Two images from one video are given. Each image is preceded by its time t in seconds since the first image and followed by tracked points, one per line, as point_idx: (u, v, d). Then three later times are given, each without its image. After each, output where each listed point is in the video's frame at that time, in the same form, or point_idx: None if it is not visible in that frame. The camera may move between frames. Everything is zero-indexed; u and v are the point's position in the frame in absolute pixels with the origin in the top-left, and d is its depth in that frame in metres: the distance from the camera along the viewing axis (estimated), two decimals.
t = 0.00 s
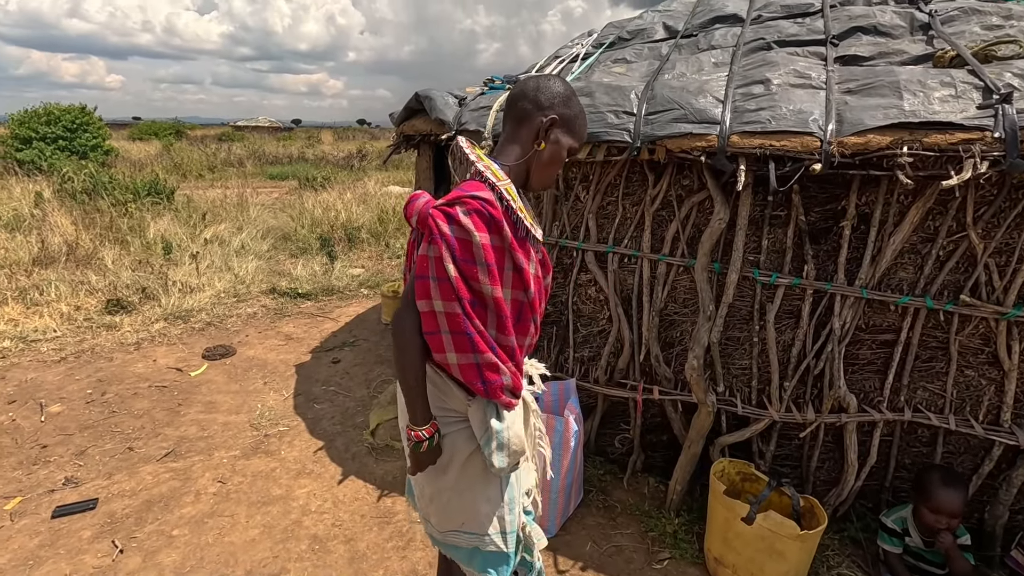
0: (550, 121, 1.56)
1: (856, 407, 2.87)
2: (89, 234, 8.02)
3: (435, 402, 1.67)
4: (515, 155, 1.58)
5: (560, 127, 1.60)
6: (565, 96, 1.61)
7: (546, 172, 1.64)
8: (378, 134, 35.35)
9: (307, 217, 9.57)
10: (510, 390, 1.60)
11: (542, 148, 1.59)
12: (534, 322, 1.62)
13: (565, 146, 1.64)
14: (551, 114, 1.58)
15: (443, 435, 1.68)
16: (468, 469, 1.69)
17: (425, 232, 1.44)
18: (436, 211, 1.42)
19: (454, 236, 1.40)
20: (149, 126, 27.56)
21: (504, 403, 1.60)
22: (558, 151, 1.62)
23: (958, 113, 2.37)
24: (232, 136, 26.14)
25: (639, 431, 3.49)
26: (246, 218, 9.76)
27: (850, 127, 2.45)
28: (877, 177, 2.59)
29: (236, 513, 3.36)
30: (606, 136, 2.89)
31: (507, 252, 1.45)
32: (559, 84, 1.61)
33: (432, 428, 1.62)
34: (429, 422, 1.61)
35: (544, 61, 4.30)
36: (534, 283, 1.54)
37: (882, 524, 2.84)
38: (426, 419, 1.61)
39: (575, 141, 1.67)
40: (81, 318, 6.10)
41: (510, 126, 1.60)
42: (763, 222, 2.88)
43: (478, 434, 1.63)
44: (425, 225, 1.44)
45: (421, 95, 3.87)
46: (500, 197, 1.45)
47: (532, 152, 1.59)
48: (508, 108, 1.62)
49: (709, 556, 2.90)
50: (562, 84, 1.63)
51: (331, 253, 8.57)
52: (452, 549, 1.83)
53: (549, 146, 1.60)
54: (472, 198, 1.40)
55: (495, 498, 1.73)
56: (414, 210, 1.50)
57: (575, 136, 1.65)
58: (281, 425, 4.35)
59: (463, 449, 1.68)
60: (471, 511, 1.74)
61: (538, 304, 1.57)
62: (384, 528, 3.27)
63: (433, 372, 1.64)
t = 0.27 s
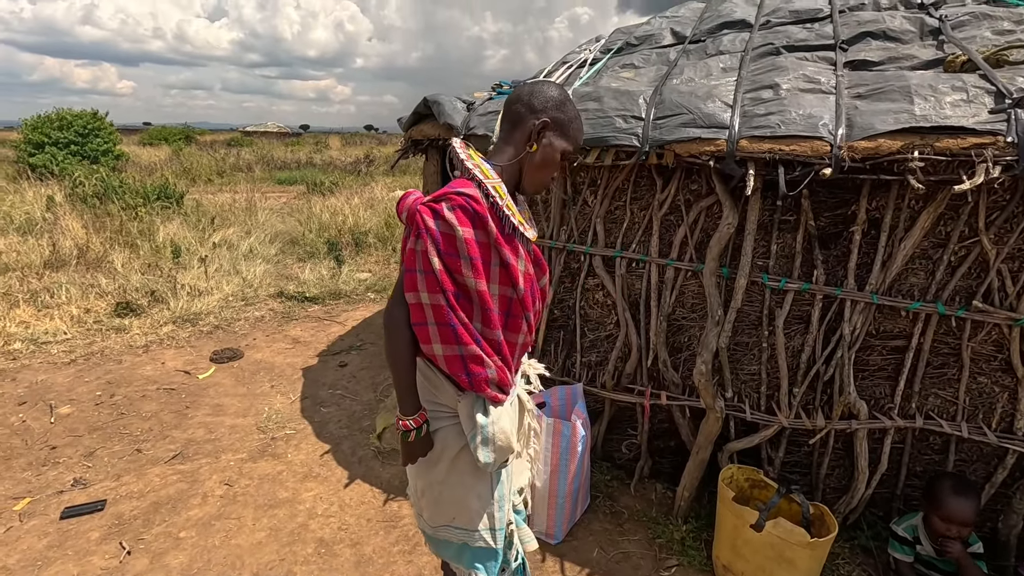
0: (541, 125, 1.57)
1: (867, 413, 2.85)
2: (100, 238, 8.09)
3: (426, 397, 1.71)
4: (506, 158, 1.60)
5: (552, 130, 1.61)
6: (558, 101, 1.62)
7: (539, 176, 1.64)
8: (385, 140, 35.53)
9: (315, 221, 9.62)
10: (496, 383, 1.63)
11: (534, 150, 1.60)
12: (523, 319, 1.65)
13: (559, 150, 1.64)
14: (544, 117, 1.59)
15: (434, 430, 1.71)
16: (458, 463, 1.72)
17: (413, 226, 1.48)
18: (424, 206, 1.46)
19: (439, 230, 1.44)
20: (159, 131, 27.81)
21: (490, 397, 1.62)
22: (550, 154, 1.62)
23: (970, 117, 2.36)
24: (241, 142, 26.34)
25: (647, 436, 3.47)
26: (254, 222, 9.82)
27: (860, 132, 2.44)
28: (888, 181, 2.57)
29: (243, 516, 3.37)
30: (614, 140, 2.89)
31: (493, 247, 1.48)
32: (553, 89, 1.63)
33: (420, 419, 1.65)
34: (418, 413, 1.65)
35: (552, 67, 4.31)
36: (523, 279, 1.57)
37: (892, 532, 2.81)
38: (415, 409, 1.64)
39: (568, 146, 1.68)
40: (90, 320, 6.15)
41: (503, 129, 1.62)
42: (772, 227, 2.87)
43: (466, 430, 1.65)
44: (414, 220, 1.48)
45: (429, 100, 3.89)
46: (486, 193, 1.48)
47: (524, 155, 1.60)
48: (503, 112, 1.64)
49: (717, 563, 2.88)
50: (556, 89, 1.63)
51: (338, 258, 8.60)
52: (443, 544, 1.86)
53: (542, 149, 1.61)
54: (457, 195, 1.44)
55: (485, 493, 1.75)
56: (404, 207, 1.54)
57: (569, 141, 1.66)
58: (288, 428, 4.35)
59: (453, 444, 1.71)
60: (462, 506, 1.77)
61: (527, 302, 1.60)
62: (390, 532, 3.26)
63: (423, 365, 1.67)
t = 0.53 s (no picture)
0: (532, 124, 1.57)
1: (872, 418, 2.83)
2: (107, 240, 8.14)
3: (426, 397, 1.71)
4: (499, 159, 1.62)
5: (546, 129, 1.60)
6: (551, 101, 1.61)
7: (535, 176, 1.64)
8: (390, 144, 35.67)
9: (320, 224, 9.65)
10: (494, 380, 1.63)
11: (526, 150, 1.60)
12: (520, 317, 1.65)
13: (554, 150, 1.63)
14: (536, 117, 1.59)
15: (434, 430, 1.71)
16: (460, 463, 1.72)
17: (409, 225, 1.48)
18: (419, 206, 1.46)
19: (435, 229, 1.44)
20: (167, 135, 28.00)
21: (488, 394, 1.62)
22: (543, 154, 1.61)
23: (976, 119, 2.34)
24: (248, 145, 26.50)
25: (651, 440, 3.46)
26: (260, 225, 9.86)
27: (865, 134, 2.43)
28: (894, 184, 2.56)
29: (245, 517, 3.37)
30: (619, 143, 2.89)
31: (488, 245, 1.49)
32: (547, 90, 1.62)
33: (420, 417, 1.65)
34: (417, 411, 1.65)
35: (557, 70, 4.32)
36: (519, 277, 1.57)
37: (898, 537, 2.78)
38: (415, 408, 1.64)
39: (565, 146, 1.66)
40: (97, 322, 6.18)
41: (497, 131, 1.64)
42: (777, 230, 2.86)
43: (465, 429, 1.65)
44: (409, 220, 1.48)
45: (434, 103, 3.90)
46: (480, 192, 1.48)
47: (516, 155, 1.60)
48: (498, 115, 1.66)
49: (722, 568, 2.85)
50: (551, 90, 1.63)
51: (343, 261, 8.63)
52: (449, 546, 1.85)
53: (535, 149, 1.61)
54: (451, 194, 1.44)
55: (487, 493, 1.75)
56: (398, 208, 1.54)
57: (564, 141, 1.64)
58: (291, 430, 4.36)
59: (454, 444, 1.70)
60: (465, 506, 1.77)
61: (522, 299, 1.60)
62: (392, 535, 3.25)
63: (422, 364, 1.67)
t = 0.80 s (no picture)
0: (568, 140, 1.60)
1: (873, 419, 2.83)
2: (112, 241, 8.19)
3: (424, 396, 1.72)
4: (532, 172, 1.65)
5: (579, 145, 1.63)
6: (586, 119, 1.64)
7: (566, 190, 1.66)
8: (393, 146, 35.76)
9: (323, 226, 9.69)
10: (496, 391, 1.63)
11: (559, 165, 1.62)
12: (526, 333, 1.65)
13: (586, 167, 1.65)
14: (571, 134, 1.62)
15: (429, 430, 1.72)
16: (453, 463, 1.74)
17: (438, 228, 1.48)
18: (451, 211, 1.46)
19: (463, 236, 1.44)
20: (171, 137, 28.12)
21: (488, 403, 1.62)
22: (576, 170, 1.64)
23: (976, 122, 2.35)
24: (252, 147, 26.61)
25: (652, 441, 3.47)
26: (263, 227, 9.91)
27: (865, 137, 2.44)
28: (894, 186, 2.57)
29: (248, 516, 3.39)
30: (620, 145, 2.91)
31: (511, 260, 1.50)
32: (582, 109, 1.65)
33: (426, 416, 1.67)
34: (422, 410, 1.66)
35: (559, 73, 4.34)
36: (533, 294, 1.58)
37: (897, 538, 2.78)
38: (420, 407, 1.65)
39: (598, 164, 1.68)
40: (101, 322, 6.22)
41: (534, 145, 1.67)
42: (777, 231, 2.87)
43: (460, 430, 1.66)
44: (438, 222, 1.48)
45: (436, 105, 3.93)
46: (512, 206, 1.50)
47: (550, 169, 1.63)
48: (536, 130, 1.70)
49: (722, 568, 2.86)
50: (588, 108, 1.66)
51: (346, 262, 8.66)
52: (439, 544, 1.88)
53: (568, 164, 1.63)
54: (485, 204, 1.46)
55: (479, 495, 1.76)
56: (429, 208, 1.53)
57: (598, 159, 1.66)
58: (293, 430, 4.38)
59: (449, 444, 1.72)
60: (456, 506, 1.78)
61: (532, 316, 1.61)
62: (394, 534, 3.27)
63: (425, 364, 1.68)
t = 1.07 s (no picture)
0: (651, 226, 1.42)
1: (872, 420, 2.84)
2: (115, 241, 8.23)
3: (412, 397, 1.68)
4: (608, 251, 1.48)
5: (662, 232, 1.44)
6: (675, 202, 1.43)
7: (641, 276, 1.49)
8: (395, 147, 35.82)
9: (325, 227, 9.72)
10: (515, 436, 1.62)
11: (638, 252, 1.45)
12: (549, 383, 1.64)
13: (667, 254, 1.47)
14: (656, 220, 1.43)
15: (414, 433, 1.69)
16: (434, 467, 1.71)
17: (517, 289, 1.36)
18: (535, 279, 1.34)
19: (543, 309, 1.34)
20: (174, 138, 28.19)
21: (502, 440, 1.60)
22: (655, 257, 1.45)
23: (975, 124, 2.37)
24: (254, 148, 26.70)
25: (652, 441, 3.48)
26: (265, 227, 9.94)
27: (865, 138, 2.46)
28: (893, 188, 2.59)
29: (250, 514, 3.41)
30: (621, 146, 2.93)
31: (574, 337, 1.43)
32: (673, 190, 1.44)
33: (459, 465, 1.50)
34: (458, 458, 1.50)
35: (561, 75, 4.36)
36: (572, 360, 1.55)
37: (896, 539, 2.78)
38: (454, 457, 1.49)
39: (681, 250, 1.49)
40: (104, 322, 6.25)
41: (615, 218, 1.50)
42: (777, 232, 2.89)
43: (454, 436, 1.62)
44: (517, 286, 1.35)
45: (439, 107, 3.95)
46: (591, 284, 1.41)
47: (626, 253, 1.45)
48: (621, 201, 1.51)
49: (722, 568, 2.86)
50: (681, 188, 1.45)
51: (348, 263, 8.69)
52: (414, 533, 1.90)
53: (648, 249, 1.45)
54: (572, 281, 1.36)
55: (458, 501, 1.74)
56: (507, 258, 1.39)
57: (683, 247, 1.46)
58: (295, 429, 4.40)
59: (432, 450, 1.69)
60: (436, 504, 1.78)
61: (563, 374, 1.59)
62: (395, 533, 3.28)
63: (427, 377, 1.61)
